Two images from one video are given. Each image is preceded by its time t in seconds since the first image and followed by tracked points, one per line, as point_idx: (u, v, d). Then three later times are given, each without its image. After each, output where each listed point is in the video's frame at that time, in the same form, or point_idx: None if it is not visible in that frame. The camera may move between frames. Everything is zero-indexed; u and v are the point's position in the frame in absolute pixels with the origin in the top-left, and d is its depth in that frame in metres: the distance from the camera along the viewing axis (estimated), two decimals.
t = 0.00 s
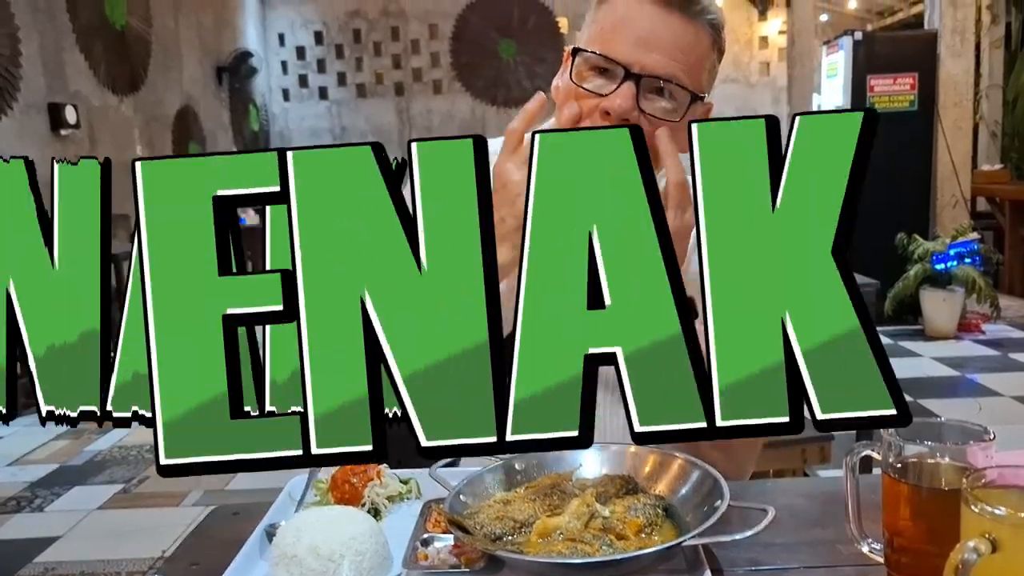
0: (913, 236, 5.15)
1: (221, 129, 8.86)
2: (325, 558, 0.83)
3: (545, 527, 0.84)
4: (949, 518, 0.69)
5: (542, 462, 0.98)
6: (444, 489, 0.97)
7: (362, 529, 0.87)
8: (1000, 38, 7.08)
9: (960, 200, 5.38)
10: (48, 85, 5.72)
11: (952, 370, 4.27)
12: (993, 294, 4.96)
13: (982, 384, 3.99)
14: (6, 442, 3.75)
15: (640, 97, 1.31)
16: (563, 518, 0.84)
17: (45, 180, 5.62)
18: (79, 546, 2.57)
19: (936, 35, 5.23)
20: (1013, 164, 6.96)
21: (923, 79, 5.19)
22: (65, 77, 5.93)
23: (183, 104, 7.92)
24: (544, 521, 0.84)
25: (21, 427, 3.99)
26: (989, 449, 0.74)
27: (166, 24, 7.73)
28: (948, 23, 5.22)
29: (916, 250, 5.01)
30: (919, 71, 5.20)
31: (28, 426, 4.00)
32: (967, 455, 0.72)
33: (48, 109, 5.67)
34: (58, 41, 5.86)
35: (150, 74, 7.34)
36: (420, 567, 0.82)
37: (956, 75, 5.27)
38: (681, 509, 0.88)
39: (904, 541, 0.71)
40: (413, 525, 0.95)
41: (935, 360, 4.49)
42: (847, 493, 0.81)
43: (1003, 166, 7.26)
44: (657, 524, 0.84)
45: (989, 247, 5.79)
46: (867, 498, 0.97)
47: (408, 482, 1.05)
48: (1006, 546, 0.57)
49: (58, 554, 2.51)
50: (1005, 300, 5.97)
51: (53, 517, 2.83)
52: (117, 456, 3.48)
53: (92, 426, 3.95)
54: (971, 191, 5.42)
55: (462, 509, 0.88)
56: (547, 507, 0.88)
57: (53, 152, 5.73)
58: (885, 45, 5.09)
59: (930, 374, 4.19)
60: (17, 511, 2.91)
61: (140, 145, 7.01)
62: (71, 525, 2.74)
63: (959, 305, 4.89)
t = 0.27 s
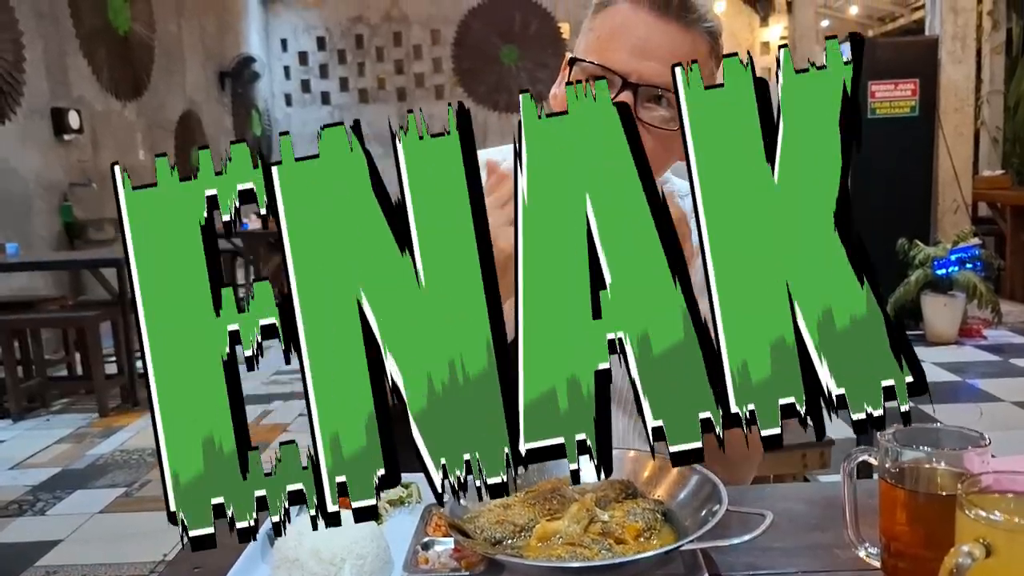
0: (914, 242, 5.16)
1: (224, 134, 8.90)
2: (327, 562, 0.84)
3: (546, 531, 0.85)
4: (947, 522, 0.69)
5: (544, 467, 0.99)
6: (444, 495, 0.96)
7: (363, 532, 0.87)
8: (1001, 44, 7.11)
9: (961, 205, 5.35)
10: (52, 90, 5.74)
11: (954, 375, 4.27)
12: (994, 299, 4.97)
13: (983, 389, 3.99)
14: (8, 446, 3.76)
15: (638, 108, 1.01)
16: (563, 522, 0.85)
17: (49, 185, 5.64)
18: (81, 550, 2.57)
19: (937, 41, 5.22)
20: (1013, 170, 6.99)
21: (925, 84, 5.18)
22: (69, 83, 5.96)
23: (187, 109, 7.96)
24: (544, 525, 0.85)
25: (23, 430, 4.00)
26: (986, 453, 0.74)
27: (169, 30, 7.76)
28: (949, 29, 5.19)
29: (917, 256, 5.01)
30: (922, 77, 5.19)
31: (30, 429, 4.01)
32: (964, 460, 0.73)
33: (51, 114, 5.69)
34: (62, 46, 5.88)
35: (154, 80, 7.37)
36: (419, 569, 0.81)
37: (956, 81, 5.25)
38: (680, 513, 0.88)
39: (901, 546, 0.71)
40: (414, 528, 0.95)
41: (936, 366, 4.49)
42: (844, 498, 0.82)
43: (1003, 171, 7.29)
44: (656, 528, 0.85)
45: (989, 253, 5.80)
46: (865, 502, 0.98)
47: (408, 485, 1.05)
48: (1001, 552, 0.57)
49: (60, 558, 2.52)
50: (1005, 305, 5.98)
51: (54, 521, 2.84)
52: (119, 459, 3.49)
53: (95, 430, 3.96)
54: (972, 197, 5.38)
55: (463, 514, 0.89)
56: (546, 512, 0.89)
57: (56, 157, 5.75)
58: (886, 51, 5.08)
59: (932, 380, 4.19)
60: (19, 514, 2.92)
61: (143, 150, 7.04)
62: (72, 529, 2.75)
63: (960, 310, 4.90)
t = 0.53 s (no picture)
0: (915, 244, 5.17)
1: (227, 136, 8.94)
2: (325, 562, 0.86)
3: (539, 532, 0.86)
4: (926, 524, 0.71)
5: (537, 469, 1.00)
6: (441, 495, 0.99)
7: (361, 534, 0.89)
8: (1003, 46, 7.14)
9: (961, 207, 5.36)
10: (56, 93, 5.77)
11: (954, 378, 4.28)
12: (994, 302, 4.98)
13: (984, 392, 4.00)
14: (12, 448, 3.78)
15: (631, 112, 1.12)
16: (556, 523, 0.87)
17: (53, 188, 5.68)
18: (84, 552, 2.59)
19: (937, 44, 5.23)
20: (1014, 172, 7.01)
21: (925, 86, 5.21)
22: (73, 86, 6.00)
23: (190, 112, 8.00)
24: (537, 527, 0.87)
25: (27, 432, 4.02)
26: (966, 456, 0.76)
27: (173, 32, 7.80)
28: (950, 32, 5.20)
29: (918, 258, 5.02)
30: (921, 79, 5.22)
31: (34, 431, 4.04)
32: (945, 463, 0.75)
33: (55, 117, 5.72)
34: (66, 49, 5.92)
35: (157, 83, 7.41)
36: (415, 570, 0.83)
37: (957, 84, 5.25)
38: (671, 514, 0.90)
39: (883, 547, 0.73)
40: (410, 530, 0.97)
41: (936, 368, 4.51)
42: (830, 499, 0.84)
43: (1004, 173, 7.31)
44: (647, 529, 0.87)
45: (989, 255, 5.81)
46: (853, 504, 1.00)
47: (406, 488, 1.07)
48: (973, 553, 0.59)
49: (63, 559, 2.54)
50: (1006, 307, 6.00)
51: (58, 523, 2.86)
52: (122, 461, 3.51)
53: (97, 432, 3.98)
54: (972, 199, 5.39)
55: (458, 515, 0.90)
56: (540, 513, 0.90)
57: (60, 160, 5.78)
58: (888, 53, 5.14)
59: (931, 382, 4.21)
60: (22, 516, 2.94)
61: (147, 152, 7.07)
62: (75, 531, 2.77)
63: (961, 312, 4.92)
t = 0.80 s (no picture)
0: (916, 245, 5.17)
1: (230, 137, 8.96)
2: (324, 565, 0.87)
3: (535, 536, 0.87)
4: (913, 529, 0.73)
5: (534, 472, 1.02)
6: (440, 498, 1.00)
7: (361, 538, 0.90)
8: (1005, 47, 7.14)
9: (962, 208, 5.38)
10: (60, 94, 5.80)
11: (955, 379, 4.28)
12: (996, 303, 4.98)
13: (985, 393, 4.00)
14: (16, 448, 3.80)
15: (625, 126, 1.13)
16: (552, 527, 0.88)
17: (56, 189, 5.69)
18: (88, 551, 2.61)
19: (939, 45, 5.23)
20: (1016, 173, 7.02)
21: (927, 86, 5.21)
22: (76, 87, 6.02)
23: (193, 112, 8.03)
24: (533, 530, 0.88)
25: (31, 432, 4.05)
26: (953, 462, 0.78)
27: (176, 33, 7.82)
28: (951, 33, 5.21)
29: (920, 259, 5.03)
30: (924, 79, 5.22)
31: (38, 431, 4.06)
32: (933, 468, 0.76)
33: (59, 118, 5.75)
34: (70, 50, 5.94)
35: (161, 83, 7.43)
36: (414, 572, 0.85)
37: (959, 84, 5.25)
38: (666, 518, 0.91)
39: (872, 552, 0.74)
40: (410, 533, 0.98)
41: (937, 369, 4.51)
42: (822, 504, 0.86)
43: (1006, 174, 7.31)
44: (643, 532, 0.88)
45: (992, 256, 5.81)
46: (845, 505, 1.01)
47: (405, 491, 1.08)
48: (959, 560, 0.60)
49: (67, 559, 2.56)
50: (1008, 308, 6.00)
51: (62, 522, 2.88)
52: (125, 460, 3.54)
53: (101, 432, 4.00)
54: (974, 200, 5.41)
55: (455, 518, 0.92)
56: (536, 516, 0.92)
57: (64, 160, 5.80)
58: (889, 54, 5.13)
59: (932, 383, 4.21)
60: (26, 515, 2.96)
61: (150, 153, 7.09)
62: (78, 531, 2.79)
63: (962, 313, 4.92)
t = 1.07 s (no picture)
0: (919, 245, 5.17)
1: (233, 136, 8.97)
2: (321, 561, 0.88)
3: (531, 533, 0.88)
4: (906, 526, 0.73)
5: (531, 470, 1.02)
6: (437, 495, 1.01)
7: (357, 534, 0.90)
8: (1008, 46, 7.13)
9: (966, 207, 5.36)
10: (63, 93, 5.81)
11: (957, 378, 4.27)
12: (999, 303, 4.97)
13: (987, 392, 4.00)
14: (18, 446, 3.81)
15: (615, 124, 1.14)
16: (548, 525, 0.89)
17: (59, 188, 5.71)
18: (89, 549, 2.61)
19: (941, 45, 5.23)
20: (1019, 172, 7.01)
21: (929, 84, 5.22)
22: (79, 86, 6.03)
23: (196, 111, 8.04)
24: (529, 527, 0.89)
25: (34, 430, 4.06)
26: (946, 459, 0.78)
27: (179, 32, 7.82)
28: (953, 33, 5.20)
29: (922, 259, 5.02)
30: (926, 78, 5.23)
31: (41, 429, 4.07)
32: (927, 465, 0.76)
33: (62, 118, 5.76)
34: (74, 49, 5.95)
35: (164, 82, 7.44)
36: (411, 568, 0.85)
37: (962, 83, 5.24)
38: (662, 515, 0.91)
39: (866, 549, 0.75)
40: (406, 530, 0.99)
41: (939, 368, 4.50)
42: (816, 501, 0.86)
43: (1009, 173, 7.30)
44: (638, 529, 0.88)
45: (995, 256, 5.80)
46: (840, 503, 1.01)
47: (403, 488, 1.09)
48: (950, 556, 0.61)
49: (70, 557, 2.57)
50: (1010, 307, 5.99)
51: (64, 520, 2.89)
52: (128, 459, 3.54)
53: (104, 430, 4.01)
54: (977, 199, 5.38)
55: (452, 515, 0.92)
56: (533, 514, 0.92)
57: (67, 159, 5.81)
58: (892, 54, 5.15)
59: (934, 383, 4.21)
60: (29, 513, 2.97)
61: (153, 152, 7.10)
62: (80, 529, 2.80)
63: (964, 313, 4.91)
